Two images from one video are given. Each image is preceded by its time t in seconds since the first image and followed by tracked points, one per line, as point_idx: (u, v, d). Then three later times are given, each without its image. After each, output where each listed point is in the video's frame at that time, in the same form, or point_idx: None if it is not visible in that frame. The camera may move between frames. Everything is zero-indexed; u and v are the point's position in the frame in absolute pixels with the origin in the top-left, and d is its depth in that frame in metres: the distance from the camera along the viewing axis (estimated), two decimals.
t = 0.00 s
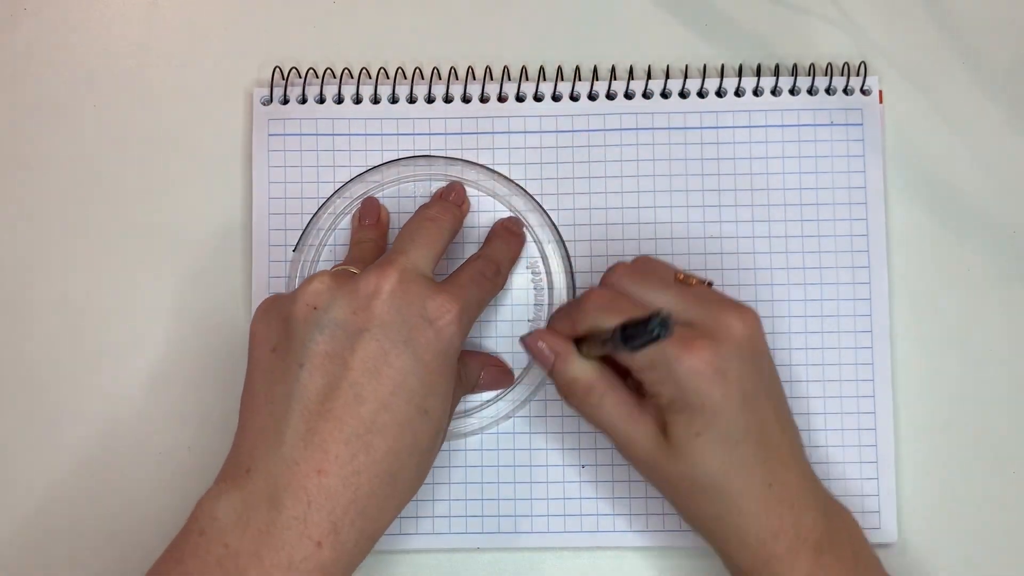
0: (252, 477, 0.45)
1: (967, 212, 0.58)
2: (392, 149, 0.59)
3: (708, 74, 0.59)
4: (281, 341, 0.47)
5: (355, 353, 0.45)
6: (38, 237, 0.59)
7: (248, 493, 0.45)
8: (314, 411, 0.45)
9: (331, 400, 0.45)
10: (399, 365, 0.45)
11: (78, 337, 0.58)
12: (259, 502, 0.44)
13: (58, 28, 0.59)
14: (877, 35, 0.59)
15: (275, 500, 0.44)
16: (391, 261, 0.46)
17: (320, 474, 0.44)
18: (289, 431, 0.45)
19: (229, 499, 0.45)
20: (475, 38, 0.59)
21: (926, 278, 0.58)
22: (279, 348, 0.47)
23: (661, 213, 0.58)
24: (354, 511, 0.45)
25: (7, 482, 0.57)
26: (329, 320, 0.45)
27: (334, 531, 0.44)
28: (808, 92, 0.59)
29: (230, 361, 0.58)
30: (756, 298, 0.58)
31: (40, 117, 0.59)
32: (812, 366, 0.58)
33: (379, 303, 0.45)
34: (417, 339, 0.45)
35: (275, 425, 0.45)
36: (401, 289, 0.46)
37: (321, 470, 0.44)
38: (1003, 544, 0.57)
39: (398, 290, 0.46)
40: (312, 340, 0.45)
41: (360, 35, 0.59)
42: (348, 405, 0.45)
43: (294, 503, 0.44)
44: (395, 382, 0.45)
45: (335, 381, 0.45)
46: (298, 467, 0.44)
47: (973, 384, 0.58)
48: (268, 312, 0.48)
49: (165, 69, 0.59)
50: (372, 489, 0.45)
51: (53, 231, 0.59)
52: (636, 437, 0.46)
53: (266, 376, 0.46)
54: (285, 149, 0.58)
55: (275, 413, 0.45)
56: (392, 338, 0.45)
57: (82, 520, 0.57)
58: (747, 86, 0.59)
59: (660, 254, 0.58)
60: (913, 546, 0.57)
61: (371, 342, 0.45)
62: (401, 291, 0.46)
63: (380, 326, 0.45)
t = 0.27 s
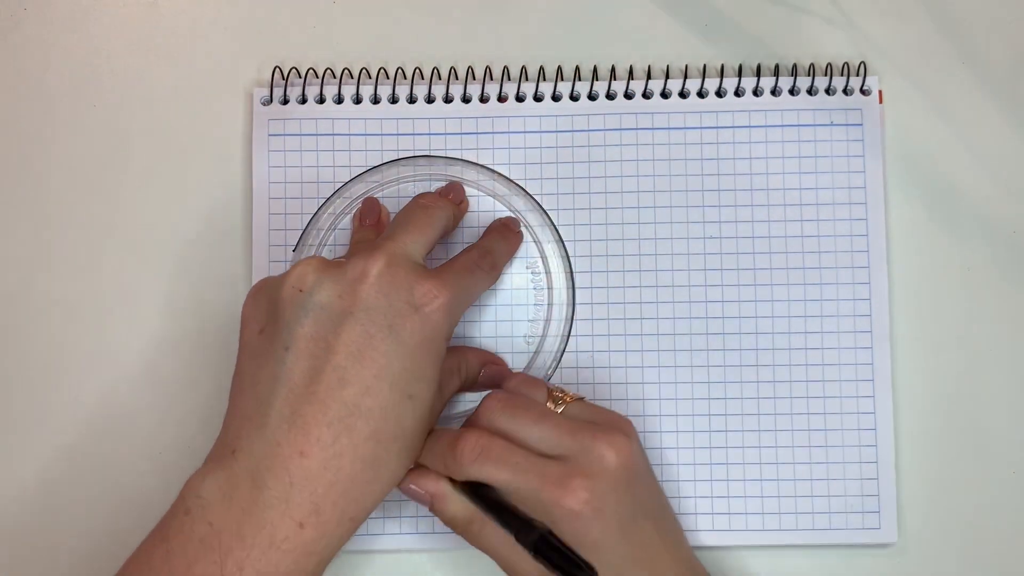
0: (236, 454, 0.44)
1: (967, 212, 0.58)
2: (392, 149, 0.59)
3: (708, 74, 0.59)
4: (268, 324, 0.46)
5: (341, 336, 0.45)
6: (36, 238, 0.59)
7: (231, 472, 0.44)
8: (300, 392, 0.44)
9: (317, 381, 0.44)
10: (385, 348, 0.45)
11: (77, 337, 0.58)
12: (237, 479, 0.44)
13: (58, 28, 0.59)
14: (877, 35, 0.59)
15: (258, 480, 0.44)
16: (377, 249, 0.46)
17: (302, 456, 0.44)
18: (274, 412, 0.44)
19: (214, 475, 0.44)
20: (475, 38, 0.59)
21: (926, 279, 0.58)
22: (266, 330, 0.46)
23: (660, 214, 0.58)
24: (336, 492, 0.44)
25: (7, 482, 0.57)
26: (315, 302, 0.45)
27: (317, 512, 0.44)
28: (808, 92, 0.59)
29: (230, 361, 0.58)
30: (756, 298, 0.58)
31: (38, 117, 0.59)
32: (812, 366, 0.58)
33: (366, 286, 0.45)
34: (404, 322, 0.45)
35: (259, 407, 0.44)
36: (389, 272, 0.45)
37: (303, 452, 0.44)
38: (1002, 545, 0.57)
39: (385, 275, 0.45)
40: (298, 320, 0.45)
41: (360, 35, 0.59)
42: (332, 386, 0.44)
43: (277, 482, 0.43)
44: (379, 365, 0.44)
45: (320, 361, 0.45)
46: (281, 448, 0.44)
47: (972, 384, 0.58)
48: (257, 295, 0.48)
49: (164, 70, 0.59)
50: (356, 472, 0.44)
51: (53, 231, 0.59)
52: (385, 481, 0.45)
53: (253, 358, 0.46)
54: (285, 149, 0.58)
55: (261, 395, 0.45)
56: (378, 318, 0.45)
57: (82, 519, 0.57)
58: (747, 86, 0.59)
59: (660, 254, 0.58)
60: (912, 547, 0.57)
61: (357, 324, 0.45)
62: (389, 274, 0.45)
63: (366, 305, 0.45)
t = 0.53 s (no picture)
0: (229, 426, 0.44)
1: (966, 212, 0.58)
2: (392, 149, 0.59)
3: (708, 74, 0.59)
4: (271, 296, 0.46)
5: (342, 314, 0.45)
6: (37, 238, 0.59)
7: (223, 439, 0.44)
8: (297, 367, 0.45)
9: (318, 353, 0.45)
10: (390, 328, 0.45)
11: (77, 337, 0.58)
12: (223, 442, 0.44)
13: (58, 28, 0.59)
14: (877, 36, 0.59)
15: (249, 452, 0.44)
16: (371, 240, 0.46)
17: (295, 431, 0.44)
18: (270, 384, 0.45)
19: (206, 448, 0.44)
20: (475, 38, 0.59)
21: (926, 279, 0.58)
22: (268, 303, 0.46)
23: (661, 214, 0.58)
24: (325, 465, 0.44)
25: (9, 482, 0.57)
26: (319, 279, 0.45)
27: (306, 488, 0.44)
28: (808, 92, 0.59)
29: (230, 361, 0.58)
30: (756, 298, 0.58)
31: (37, 118, 0.59)
32: (812, 366, 0.58)
33: (371, 265, 0.45)
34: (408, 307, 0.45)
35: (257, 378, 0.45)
36: (395, 253, 0.46)
37: (296, 427, 0.44)
38: (1004, 544, 0.57)
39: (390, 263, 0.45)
40: (304, 291, 0.45)
41: (359, 35, 0.59)
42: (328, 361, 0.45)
43: (267, 454, 0.44)
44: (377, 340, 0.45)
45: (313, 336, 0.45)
46: (275, 421, 0.44)
47: (972, 384, 0.58)
48: (263, 269, 0.48)
49: (164, 70, 0.59)
50: (348, 448, 0.45)
51: (53, 231, 0.59)
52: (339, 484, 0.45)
53: (253, 330, 0.46)
54: (285, 149, 0.59)
55: (259, 365, 0.45)
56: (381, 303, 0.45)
57: (81, 520, 0.57)
58: (747, 86, 0.59)
59: (660, 254, 0.58)
60: (912, 547, 0.57)
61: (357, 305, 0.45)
62: (394, 256, 0.45)
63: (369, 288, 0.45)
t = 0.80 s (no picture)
0: (305, 490, 0.50)
1: (966, 212, 0.58)
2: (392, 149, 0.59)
3: (708, 74, 0.59)
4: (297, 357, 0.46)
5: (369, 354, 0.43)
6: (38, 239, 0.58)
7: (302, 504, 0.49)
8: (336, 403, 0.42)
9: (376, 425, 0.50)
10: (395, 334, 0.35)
11: (77, 338, 0.58)
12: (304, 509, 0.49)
13: (57, 28, 0.59)
14: (877, 36, 0.59)
15: (325, 518, 0.49)
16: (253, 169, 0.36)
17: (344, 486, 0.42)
18: (339, 454, 0.50)
19: (278, 520, 0.49)
20: (474, 38, 0.59)
21: (926, 279, 0.58)
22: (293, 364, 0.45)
23: (661, 214, 0.58)
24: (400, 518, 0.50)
25: (9, 483, 0.57)
26: (308, 292, 0.38)
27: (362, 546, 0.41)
28: (808, 92, 0.59)
29: (230, 361, 0.58)
30: (756, 298, 0.58)
31: (37, 118, 0.59)
32: (812, 366, 0.58)
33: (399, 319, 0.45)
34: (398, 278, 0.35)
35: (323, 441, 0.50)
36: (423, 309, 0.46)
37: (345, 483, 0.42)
38: (1004, 544, 0.57)
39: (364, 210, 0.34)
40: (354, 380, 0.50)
41: (359, 35, 0.59)
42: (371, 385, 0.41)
43: (345, 519, 0.49)
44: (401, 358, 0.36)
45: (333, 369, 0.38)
46: (349, 487, 0.49)
47: (972, 384, 0.58)
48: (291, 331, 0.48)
49: (164, 70, 0.59)
50: (415, 501, 0.50)
51: (53, 232, 0.59)
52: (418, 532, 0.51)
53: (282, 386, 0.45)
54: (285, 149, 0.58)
55: (324, 438, 0.50)
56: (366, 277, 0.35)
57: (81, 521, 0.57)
58: (747, 86, 0.59)
59: (660, 254, 0.58)
60: (913, 546, 0.57)
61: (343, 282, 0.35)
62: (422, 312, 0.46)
63: (310, 226, 0.34)
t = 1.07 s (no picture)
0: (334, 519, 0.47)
1: (966, 212, 0.58)
2: (392, 149, 0.59)
3: (708, 73, 0.59)
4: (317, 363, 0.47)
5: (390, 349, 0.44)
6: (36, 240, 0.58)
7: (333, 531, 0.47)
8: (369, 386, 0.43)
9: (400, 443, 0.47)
10: (393, 367, 0.36)
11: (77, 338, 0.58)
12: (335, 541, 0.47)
13: (57, 28, 0.59)
14: (877, 36, 0.59)
15: (358, 547, 0.46)
16: (155, 294, 0.38)
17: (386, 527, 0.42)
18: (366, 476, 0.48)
19: (309, 551, 0.46)
20: (475, 37, 0.59)
21: (926, 279, 0.58)
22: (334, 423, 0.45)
23: (661, 214, 0.58)
24: (432, 541, 0.47)
25: (11, 484, 0.57)
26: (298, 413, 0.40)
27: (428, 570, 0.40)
28: (808, 92, 0.59)
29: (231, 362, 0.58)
30: (756, 298, 0.58)
31: (37, 118, 0.59)
32: (812, 366, 0.58)
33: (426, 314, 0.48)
34: (383, 311, 0.37)
35: (347, 464, 0.48)
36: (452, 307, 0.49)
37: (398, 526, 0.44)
38: (1003, 543, 0.57)
39: (266, 303, 0.37)
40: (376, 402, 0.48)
41: (360, 34, 0.59)
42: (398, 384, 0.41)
43: (377, 546, 0.46)
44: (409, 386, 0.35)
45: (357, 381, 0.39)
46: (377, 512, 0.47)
47: (971, 384, 0.58)
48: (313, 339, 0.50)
49: (164, 70, 0.59)
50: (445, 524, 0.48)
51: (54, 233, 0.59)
52: (448, 552, 0.48)
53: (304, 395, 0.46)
54: (285, 149, 0.58)
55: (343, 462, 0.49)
56: (341, 317, 0.37)
57: (83, 521, 0.57)
58: (747, 86, 0.59)
59: (660, 254, 0.58)
60: (913, 546, 0.57)
61: (278, 334, 0.37)
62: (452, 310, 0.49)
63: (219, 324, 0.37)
